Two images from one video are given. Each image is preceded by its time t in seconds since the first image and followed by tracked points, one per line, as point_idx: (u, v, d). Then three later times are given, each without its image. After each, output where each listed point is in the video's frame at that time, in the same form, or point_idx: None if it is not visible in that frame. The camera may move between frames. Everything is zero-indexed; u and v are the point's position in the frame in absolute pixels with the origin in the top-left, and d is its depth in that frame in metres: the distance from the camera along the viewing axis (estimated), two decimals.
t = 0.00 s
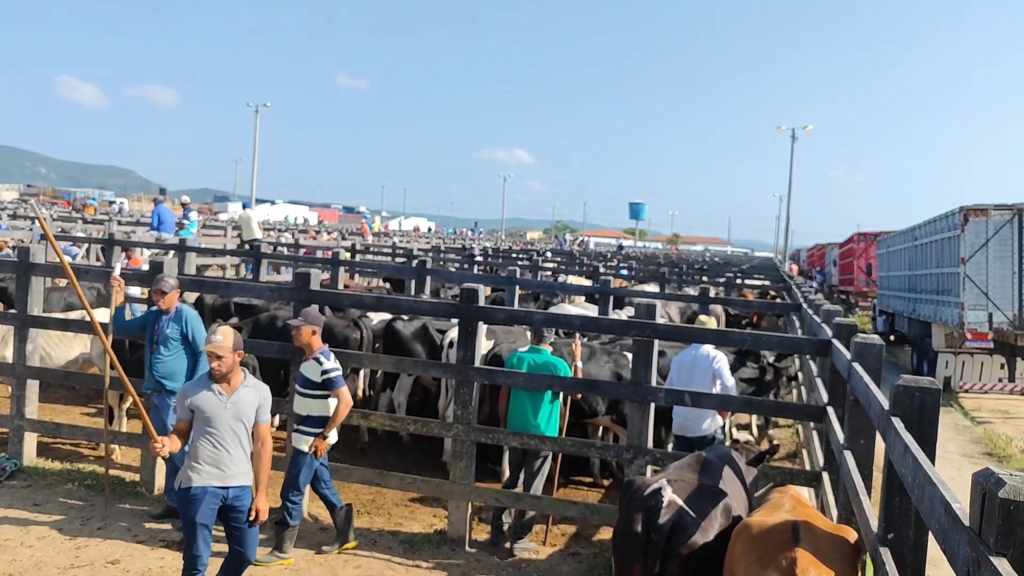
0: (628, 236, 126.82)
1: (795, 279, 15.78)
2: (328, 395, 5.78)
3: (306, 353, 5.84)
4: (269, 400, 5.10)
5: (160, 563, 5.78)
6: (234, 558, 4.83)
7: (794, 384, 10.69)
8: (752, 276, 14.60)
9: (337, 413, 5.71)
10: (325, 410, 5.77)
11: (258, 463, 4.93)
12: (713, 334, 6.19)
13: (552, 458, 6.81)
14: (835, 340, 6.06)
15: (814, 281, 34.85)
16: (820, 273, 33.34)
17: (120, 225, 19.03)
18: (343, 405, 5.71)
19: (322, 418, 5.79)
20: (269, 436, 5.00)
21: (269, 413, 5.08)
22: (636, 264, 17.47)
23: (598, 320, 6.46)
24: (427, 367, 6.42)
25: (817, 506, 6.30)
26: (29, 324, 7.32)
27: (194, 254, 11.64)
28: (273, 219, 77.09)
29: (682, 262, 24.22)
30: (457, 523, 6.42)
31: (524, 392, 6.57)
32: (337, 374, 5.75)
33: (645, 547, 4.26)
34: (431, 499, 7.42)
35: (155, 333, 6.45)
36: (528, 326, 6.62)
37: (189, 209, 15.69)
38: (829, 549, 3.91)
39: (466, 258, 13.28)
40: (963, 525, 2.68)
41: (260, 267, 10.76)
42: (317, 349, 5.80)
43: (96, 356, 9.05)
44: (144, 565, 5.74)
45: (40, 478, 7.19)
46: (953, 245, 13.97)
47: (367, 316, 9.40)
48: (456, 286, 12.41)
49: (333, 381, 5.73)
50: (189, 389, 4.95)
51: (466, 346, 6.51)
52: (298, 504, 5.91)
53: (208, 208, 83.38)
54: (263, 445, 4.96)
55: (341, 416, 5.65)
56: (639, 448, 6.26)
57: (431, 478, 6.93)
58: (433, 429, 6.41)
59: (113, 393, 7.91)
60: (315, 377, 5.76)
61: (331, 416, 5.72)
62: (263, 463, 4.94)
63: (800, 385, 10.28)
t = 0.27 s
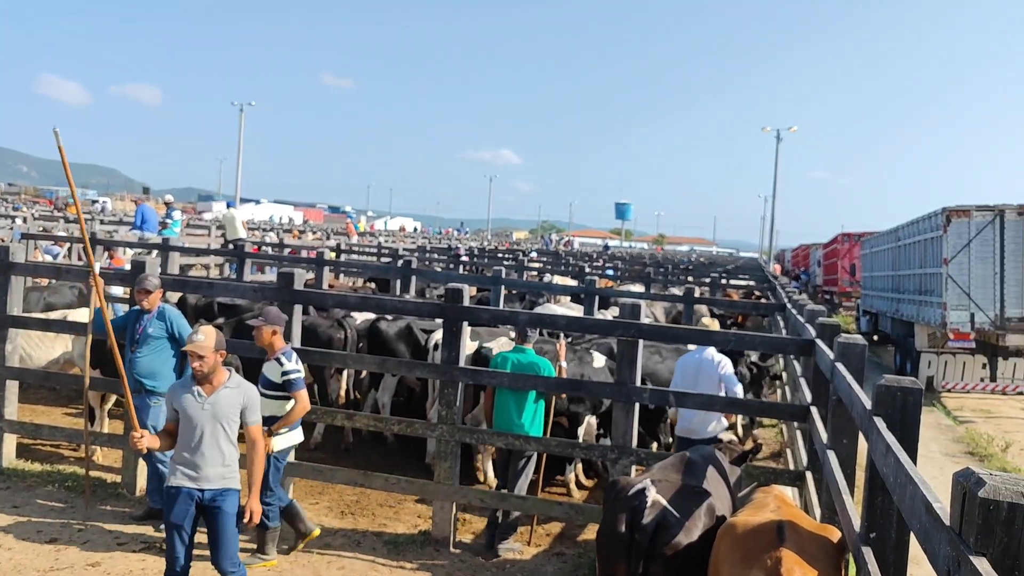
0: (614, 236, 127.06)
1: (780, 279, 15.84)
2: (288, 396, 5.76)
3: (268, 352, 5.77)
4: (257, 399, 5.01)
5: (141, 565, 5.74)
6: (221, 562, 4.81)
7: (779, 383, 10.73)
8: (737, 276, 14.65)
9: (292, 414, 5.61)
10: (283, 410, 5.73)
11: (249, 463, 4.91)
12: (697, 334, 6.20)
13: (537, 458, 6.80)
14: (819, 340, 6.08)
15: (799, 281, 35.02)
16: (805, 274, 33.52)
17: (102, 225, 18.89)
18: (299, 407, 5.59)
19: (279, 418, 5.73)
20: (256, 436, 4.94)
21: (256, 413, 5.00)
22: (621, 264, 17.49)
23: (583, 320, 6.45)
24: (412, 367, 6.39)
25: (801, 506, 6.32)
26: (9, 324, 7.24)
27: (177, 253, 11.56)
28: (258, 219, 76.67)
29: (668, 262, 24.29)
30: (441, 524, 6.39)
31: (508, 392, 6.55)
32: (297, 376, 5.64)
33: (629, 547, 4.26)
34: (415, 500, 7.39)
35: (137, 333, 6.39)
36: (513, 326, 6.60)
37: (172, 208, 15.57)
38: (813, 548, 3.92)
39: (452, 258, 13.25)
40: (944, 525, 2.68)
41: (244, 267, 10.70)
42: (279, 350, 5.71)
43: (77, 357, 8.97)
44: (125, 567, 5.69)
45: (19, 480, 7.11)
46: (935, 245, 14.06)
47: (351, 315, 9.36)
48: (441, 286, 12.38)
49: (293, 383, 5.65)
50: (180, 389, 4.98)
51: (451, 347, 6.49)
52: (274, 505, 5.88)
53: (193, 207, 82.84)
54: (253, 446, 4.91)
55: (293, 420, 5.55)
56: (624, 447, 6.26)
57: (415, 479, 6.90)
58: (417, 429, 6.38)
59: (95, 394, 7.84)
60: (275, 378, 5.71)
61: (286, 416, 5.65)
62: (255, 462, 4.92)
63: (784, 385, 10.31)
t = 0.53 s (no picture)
0: (604, 236, 127.23)
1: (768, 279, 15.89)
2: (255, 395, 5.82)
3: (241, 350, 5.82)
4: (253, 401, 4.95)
5: (127, 566, 5.71)
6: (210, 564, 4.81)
7: (767, 383, 10.76)
8: (725, 276, 14.69)
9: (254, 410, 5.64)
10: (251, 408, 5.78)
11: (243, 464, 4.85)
12: (686, 333, 6.20)
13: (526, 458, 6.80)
14: (806, 340, 6.10)
15: (787, 281, 35.13)
16: (794, 274, 33.63)
17: (89, 224, 18.77)
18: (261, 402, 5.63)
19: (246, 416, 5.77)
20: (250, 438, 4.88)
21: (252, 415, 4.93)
22: (610, 263, 17.50)
23: (572, 319, 6.45)
24: (400, 367, 6.37)
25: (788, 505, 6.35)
26: None
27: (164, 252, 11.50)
28: (247, 218, 76.36)
29: (657, 262, 24.33)
30: (430, 524, 6.38)
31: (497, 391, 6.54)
32: (265, 374, 5.62)
33: (617, 546, 4.25)
34: (403, 500, 7.38)
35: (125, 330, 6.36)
36: (501, 325, 6.59)
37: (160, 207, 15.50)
38: (800, 547, 3.93)
39: (441, 258, 13.23)
40: (929, 524, 2.69)
41: (232, 266, 10.65)
42: (250, 347, 5.71)
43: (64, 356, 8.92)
44: (111, 568, 5.65)
45: (4, 480, 7.06)
46: (922, 246, 14.13)
47: (339, 315, 9.34)
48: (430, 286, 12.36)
49: (260, 380, 5.63)
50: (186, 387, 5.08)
51: (439, 346, 6.48)
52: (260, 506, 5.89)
53: (181, 207, 82.45)
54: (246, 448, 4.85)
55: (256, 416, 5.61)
56: (612, 447, 6.26)
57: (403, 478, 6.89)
58: (406, 429, 6.37)
59: (80, 393, 7.79)
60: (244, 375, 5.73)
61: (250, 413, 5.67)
62: (247, 465, 4.83)
63: (772, 385, 10.35)
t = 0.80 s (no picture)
0: (595, 235, 127.34)
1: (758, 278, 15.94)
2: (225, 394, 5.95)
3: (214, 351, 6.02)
4: (248, 408, 4.93)
5: (115, 567, 5.68)
6: (215, 557, 4.99)
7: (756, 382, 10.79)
8: (715, 275, 14.72)
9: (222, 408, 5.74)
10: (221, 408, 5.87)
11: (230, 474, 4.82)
12: (675, 333, 6.21)
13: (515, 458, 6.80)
14: (795, 339, 6.13)
15: (777, 280, 35.24)
16: (783, 273, 33.71)
17: (77, 223, 18.66)
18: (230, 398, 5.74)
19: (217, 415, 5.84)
20: (239, 446, 4.84)
21: (247, 422, 4.91)
22: (600, 263, 17.52)
23: (562, 319, 6.44)
24: (390, 366, 6.36)
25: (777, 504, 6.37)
26: None
27: (153, 252, 11.44)
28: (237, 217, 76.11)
29: (647, 261, 24.36)
30: (419, 523, 6.37)
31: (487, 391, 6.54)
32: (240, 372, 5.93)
33: (606, 546, 4.22)
34: (393, 499, 7.37)
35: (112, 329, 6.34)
36: (491, 325, 6.58)
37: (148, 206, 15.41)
38: (787, 544, 3.96)
39: (430, 257, 13.20)
40: (914, 523, 2.70)
41: (221, 265, 10.61)
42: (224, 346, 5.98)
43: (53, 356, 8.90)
44: (98, 570, 5.63)
45: None
46: (911, 245, 14.19)
47: (329, 314, 9.32)
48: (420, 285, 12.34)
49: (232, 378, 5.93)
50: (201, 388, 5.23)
51: (429, 346, 6.47)
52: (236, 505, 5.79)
53: (170, 206, 82.12)
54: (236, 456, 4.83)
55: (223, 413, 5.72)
56: (602, 446, 6.26)
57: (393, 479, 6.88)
58: (395, 429, 6.36)
59: (68, 394, 7.75)
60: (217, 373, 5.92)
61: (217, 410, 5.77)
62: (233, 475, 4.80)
63: (762, 384, 10.38)
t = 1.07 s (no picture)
0: (588, 233, 127.43)
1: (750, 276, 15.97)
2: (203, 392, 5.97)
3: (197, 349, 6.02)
4: (241, 405, 4.90)
5: (106, 566, 5.67)
6: (214, 552, 5.03)
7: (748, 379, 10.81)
8: (708, 273, 14.74)
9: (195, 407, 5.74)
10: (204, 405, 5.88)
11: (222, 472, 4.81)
12: (668, 331, 6.22)
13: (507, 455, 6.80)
14: (787, 337, 6.15)
15: (770, 277, 35.31)
16: (776, 271, 33.78)
17: (68, 221, 18.57)
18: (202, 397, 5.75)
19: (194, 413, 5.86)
20: (231, 444, 4.82)
21: (240, 420, 4.88)
22: (593, 261, 17.52)
23: (554, 317, 6.44)
24: (382, 364, 6.35)
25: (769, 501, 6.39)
26: None
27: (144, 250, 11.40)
28: (229, 214, 75.91)
29: (640, 259, 24.36)
30: (412, 521, 6.37)
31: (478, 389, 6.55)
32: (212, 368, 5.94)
33: (598, 544, 4.22)
34: (386, 497, 7.36)
35: (104, 326, 6.32)
36: (484, 323, 6.58)
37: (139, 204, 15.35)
38: (778, 540, 3.98)
39: (424, 255, 13.18)
40: (904, 520, 2.72)
41: (213, 263, 10.58)
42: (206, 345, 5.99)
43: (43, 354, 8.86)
44: (89, 569, 5.61)
45: None
46: (902, 243, 14.24)
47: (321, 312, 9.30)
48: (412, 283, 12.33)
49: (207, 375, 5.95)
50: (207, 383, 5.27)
51: (421, 344, 6.46)
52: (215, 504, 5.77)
53: (162, 204, 81.83)
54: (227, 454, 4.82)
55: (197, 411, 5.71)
56: (594, 444, 6.27)
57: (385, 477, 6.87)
58: (388, 427, 6.35)
59: (59, 393, 7.72)
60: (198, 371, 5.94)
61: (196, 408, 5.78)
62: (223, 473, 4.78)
63: (754, 381, 10.40)
